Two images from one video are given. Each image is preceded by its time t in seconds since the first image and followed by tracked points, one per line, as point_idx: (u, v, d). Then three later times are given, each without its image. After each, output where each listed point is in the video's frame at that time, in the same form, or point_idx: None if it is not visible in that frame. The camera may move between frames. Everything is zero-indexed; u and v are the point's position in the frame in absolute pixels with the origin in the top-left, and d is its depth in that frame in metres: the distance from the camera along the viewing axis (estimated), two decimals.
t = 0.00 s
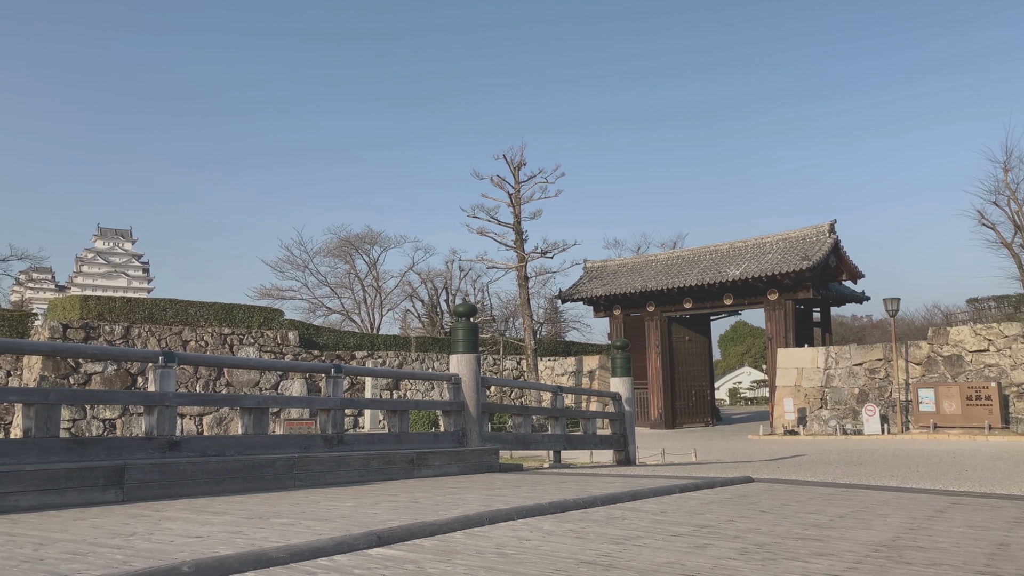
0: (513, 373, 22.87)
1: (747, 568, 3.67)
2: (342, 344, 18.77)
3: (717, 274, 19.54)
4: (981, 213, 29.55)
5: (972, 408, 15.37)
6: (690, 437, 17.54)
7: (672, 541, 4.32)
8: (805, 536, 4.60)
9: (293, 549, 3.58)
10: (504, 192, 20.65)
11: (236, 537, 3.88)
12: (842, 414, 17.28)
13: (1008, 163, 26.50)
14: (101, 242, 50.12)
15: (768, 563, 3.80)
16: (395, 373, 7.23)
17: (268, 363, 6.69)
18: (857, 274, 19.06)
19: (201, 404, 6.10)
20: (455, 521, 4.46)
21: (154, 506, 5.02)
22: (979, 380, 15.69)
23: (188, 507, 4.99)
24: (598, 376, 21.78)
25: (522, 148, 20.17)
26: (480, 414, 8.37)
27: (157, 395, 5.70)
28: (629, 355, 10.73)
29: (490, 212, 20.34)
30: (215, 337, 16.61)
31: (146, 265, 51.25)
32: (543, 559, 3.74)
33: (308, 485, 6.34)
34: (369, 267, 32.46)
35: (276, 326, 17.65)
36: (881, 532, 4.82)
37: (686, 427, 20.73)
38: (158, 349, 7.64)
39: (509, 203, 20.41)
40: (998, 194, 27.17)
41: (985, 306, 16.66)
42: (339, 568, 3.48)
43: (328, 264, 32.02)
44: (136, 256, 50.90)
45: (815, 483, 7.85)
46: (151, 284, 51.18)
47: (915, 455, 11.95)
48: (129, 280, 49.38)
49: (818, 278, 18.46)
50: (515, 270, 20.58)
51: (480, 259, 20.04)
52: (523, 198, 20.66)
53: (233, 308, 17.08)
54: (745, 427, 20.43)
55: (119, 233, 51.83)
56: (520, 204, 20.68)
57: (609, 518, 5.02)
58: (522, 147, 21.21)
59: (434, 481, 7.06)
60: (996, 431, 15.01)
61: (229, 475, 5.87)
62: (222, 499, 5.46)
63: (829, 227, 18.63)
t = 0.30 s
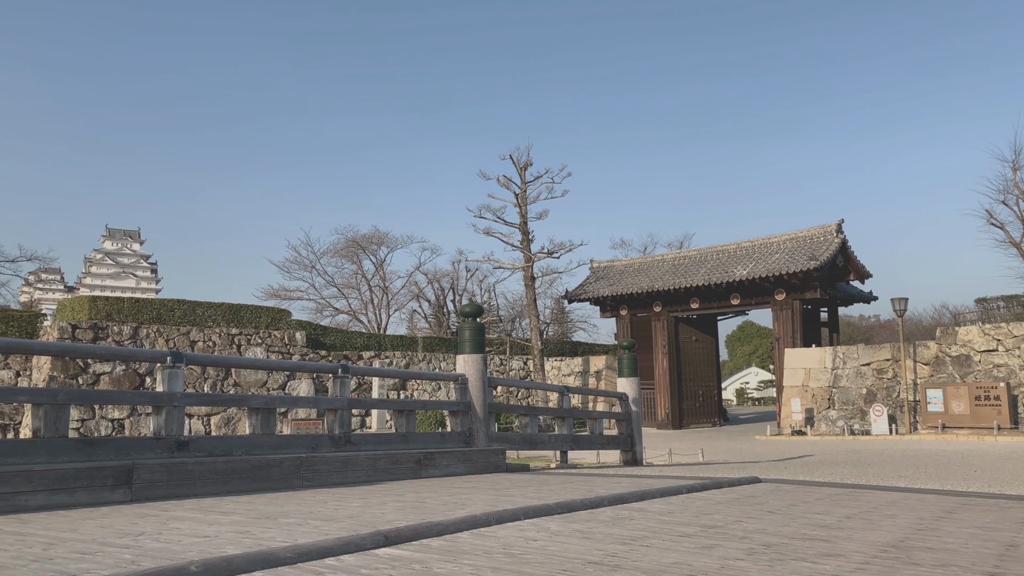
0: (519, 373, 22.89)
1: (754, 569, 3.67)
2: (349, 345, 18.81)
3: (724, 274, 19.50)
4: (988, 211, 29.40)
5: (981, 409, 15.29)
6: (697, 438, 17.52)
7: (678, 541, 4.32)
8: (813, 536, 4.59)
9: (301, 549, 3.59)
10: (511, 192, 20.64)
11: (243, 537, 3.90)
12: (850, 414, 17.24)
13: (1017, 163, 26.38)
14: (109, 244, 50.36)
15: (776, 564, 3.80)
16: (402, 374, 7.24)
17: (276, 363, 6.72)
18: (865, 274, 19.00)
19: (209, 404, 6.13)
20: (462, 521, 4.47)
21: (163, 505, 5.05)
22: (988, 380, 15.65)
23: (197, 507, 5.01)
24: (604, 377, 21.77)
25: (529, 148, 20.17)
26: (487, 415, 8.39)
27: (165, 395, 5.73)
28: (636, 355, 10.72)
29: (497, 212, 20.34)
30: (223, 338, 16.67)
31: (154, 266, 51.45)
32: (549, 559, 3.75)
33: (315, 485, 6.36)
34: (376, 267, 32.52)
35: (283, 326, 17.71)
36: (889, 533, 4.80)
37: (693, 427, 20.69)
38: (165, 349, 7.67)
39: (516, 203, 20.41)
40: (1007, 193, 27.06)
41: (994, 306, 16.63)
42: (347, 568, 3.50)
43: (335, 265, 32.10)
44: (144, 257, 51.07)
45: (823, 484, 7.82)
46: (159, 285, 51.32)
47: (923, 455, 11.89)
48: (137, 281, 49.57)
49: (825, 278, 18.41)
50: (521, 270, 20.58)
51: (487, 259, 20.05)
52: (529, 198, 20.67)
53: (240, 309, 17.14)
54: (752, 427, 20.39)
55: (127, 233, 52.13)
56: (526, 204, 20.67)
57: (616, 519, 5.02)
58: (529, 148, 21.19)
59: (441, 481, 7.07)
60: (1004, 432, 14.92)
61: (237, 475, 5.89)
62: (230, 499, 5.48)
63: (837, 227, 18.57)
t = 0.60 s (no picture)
0: (526, 373, 22.90)
1: (762, 569, 3.66)
2: (357, 345, 18.85)
3: (732, 274, 19.45)
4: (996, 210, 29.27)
5: (990, 409, 15.19)
6: (704, 438, 17.50)
7: (686, 542, 4.31)
8: (821, 537, 4.58)
9: (308, 549, 3.60)
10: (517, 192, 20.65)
11: (251, 537, 3.91)
12: (858, 414, 17.17)
13: None
14: (118, 244, 50.65)
15: (784, 565, 3.79)
16: (409, 374, 7.25)
17: (284, 363, 6.74)
18: (873, 274, 18.92)
19: (217, 404, 6.16)
20: (469, 521, 4.48)
21: (171, 505, 5.07)
22: (997, 381, 15.57)
23: (205, 506, 5.04)
24: (611, 377, 21.76)
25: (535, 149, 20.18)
26: (494, 415, 8.39)
27: (173, 395, 5.76)
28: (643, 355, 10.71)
29: (503, 212, 20.35)
30: (231, 338, 16.74)
31: (163, 266, 51.67)
32: (556, 560, 3.75)
33: (323, 485, 6.38)
34: (383, 267, 32.58)
35: (291, 326, 17.77)
36: (897, 533, 4.78)
37: (701, 427, 20.65)
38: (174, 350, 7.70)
39: (523, 204, 20.42)
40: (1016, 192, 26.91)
41: (1003, 307, 16.52)
42: (354, 568, 3.51)
43: (343, 265, 32.18)
44: (153, 258, 51.29)
45: (831, 484, 7.79)
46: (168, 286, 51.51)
47: (933, 456, 11.83)
48: (146, 282, 49.79)
49: (833, 278, 18.35)
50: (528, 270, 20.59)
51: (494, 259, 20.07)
52: (536, 198, 20.67)
53: (248, 309, 17.21)
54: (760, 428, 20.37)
55: (136, 235, 52.49)
56: (533, 204, 20.68)
57: (623, 519, 5.02)
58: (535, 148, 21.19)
59: (448, 481, 7.08)
60: (1014, 432, 14.81)
61: (245, 475, 5.92)
62: (237, 499, 5.50)
63: (845, 226, 18.51)
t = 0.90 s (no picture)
0: (534, 373, 22.90)
1: (770, 570, 3.66)
2: (364, 345, 18.89)
3: (739, 274, 19.41)
4: (1005, 209, 29.07)
5: (999, 409, 15.10)
6: (712, 438, 17.48)
7: (693, 542, 4.31)
8: (829, 538, 4.56)
9: (316, 549, 3.62)
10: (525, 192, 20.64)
11: (259, 537, 3.93)
12: (867, 415, 17.14)
13: None
14: (127, 245, 50.91)
15: (792, 565, 3.78)
16: (416, 374, 7.26)
17: (291, 364, 6.76)
18: (882, 273, 18.83)
19: (225, 404, 6.18)
20: (476, 521, 4.49)
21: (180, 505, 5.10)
22: (1007, 381, 15.45)
23: (214, 506, 5.06)
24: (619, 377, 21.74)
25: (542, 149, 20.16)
26: (501, 415, 8.40)
27: (181, 395, 5.78)
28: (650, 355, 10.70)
29: (510, 213, 20.36)
30: (239, 339, 16.81)
31: (171, 266, 51.89)
32: (564, 560, 3.75)
33: (331, 485, 6.41)
34: (391, 268, 32.64)
35: (298, 327, 17.82)
36: (906, 534, 4.76)
37: (708, 427, 20.61)
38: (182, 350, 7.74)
39: (530, 204, 20.42)
40: None
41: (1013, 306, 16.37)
42: (361, 568, 3.52)
43: (351, 266, 32.26)
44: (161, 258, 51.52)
45: (840, 485, 7.77)
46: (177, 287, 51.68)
47: (942, 456, 11.79)
48: (155, 282, 50.03)
49: (841, 278, 18.28)
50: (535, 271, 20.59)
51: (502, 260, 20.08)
52: (543, 198, 20.66)
53: (256, 310, 17.27)
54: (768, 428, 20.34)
55: (145, 237, 52.77)
56: (540, 204, 20.67)
57: (631, 519, 5.02)
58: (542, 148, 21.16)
59: (455, 481, 7.10)
60: None
61: (253, 475, 5.94)
62: (245, 499, 5.53)
63: (853, 226, 18.43)
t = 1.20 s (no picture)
0: (541, 373, 22.89)
1: (778, 571, 3.65)
2: (372, 345, 18.93)
3: (747, 274, 19.35)
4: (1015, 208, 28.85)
5: (1009, 410, 15.03)
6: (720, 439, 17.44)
7: (702, 542, 4.30)
8: (837, 538, 4.55)
9: (324, 549, 3.63)
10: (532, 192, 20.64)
11: (268, 537, 3.94)
12: (875, 415, 17.07)
13: None
14: (137, 245, 51.17)
15: (801, 566, 3.77)
16: (424, 374, 7.27)
17: (299, 363, 6.79)
18: (891, 273, 18.74)
19: (233, 404, 6.21)
20: (484, 521, 4.50)
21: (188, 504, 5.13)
22: (1017, 381, 15.38)
23: (222, 506, 5.08)
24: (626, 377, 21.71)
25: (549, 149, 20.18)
26: (509, 415, 8.40)
27: (189, 396, 5.81)
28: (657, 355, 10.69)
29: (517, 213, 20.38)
30: (247, 339, 16.88)
31: (179, 267, 52.12)
32: (572, 560, 3.76)
33: (339, 485, 6.43)
34: (398, 268, 32.70)
35: (306, 327, 17.87)
36: (915, 535, 4.75)
37: (716, 428, 20.56)
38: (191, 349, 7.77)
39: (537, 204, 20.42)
40: None
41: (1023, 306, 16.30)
42: (369, 568, 3.53)
43: (358, 266, 32.33)
44: (170, 259, 51.76)
45: (848, 485, 7.74)
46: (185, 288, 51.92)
47: (951, 457, 11.74)
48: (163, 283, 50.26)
49: (850, 278, 18.22)
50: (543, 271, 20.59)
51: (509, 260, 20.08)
52: (550, 198, 20.66)
53: (264, 310, 17.33)
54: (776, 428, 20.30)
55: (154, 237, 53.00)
56: (547, 204, 20.67)
57: (638, 520, 5.01)
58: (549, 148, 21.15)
59: (462, 481, 7.10)
60: None
61: (261, 475, 5.96)
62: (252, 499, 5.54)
63: (861, 226, 18.36)
